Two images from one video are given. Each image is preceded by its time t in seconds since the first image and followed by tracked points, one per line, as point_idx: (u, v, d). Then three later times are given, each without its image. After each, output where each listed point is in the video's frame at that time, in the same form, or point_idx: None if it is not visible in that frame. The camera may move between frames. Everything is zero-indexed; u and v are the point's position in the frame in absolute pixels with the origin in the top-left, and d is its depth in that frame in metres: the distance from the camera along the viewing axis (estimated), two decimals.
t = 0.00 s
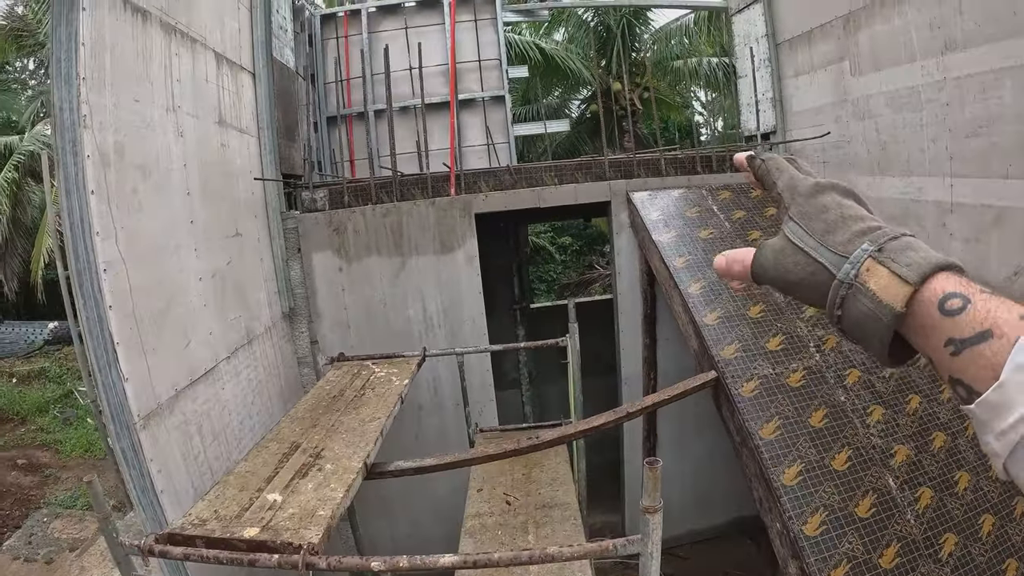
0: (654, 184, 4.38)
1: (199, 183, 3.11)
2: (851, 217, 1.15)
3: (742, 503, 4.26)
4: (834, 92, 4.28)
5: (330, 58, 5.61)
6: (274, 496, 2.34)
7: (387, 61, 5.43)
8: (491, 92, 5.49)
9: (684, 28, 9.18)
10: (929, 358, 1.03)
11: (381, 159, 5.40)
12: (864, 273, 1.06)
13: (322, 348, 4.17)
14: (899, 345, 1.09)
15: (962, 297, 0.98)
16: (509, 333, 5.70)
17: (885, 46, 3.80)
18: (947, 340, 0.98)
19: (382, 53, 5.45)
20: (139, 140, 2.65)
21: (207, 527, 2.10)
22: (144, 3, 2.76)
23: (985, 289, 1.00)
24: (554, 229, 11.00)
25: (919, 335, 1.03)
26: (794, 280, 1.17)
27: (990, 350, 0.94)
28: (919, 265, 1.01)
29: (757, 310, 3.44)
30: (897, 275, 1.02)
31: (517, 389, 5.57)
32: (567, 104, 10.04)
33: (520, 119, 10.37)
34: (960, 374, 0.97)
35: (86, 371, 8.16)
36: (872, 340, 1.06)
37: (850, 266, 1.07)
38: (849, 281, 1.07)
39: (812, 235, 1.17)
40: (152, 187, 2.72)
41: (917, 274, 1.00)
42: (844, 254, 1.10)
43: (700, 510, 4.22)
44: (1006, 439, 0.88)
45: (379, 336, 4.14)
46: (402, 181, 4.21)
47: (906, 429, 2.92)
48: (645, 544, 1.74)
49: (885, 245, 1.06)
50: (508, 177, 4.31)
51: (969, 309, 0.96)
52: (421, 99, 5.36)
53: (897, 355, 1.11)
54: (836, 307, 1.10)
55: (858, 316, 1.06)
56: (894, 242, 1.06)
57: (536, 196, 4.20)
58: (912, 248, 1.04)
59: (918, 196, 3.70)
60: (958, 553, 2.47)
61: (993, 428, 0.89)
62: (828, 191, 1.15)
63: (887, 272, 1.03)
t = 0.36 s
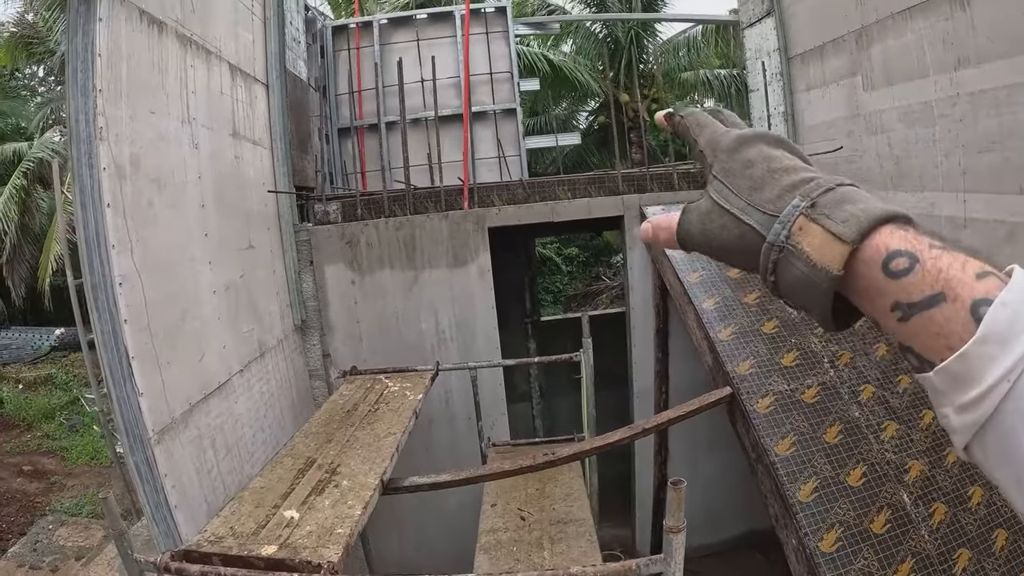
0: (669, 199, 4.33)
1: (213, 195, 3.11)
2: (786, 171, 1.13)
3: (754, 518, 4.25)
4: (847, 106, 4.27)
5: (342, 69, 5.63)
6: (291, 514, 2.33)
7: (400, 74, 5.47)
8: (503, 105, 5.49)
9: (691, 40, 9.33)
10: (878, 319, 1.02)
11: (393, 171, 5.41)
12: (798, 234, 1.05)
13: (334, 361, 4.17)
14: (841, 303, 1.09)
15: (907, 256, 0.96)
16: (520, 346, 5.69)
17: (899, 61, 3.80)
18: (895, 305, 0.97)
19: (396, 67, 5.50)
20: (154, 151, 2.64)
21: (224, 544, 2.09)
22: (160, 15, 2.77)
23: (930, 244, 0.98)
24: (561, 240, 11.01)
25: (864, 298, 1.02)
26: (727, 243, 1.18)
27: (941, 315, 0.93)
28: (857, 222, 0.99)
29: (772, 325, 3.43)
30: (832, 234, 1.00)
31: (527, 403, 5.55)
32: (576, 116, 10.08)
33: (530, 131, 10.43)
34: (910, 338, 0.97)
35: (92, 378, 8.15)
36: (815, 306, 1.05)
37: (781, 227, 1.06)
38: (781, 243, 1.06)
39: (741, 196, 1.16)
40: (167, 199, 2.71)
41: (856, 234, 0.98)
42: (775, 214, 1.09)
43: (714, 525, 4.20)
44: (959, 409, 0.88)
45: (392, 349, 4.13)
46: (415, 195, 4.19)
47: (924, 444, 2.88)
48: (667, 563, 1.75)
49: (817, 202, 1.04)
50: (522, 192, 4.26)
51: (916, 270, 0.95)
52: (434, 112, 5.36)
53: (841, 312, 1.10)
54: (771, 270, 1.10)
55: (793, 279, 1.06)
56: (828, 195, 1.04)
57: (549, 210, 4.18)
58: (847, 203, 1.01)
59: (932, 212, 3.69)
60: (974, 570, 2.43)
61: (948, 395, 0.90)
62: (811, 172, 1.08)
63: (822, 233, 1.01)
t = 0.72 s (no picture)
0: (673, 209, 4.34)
1: (217, 205, 3.11)
2: (691, 210, 0.99)
3: (756, 528, 4.25)
4: (850, 116, 4.27)
5: (345, 77, 5.63)
6: (294, 526, 2.33)
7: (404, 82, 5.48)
8: (506, 113, 5.49)
9: (694, 47, 9.23)
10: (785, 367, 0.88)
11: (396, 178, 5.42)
12: (694, 279, 0.91)
13: (336, 370, 4.17)
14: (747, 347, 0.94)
15: (805, 303, 0.82)
16: (522, 355, 5.67)
17: (902, 72, 3.79)
18: (794, 354, 0.83)
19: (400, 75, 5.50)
20: (157, 161, 2.64)
21: (228, 556, 2.11)
22: (163, 24, 2.76)
23: (834, 286, 0.83)
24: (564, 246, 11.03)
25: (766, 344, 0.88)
26: (627, 290, 1.04)
27: (841, 368, 0.79)
28: (751, 265, 0.85)
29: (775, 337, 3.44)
30: (727, 280, 0.86)
31: (529, 411, 5.54)
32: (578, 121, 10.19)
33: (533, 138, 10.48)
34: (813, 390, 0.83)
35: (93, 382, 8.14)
36: (713, 353, 0.91)
37: (678, 273, 0.92)
38: (678, 289, 0.92)
39: (639, 240, 1.02)
40: (170, 210, 2.71)
41: (748, 279, 0.84)
42: (674, 260, 0.95)
43: (717, 535, 4.19)
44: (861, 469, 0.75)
45: (395, 359, 4.13)
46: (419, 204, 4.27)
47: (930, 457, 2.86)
48: None
49: (714, 243, 0.90)
50: (524, 202, 4.41)
51: (814, 317, 0.81)
52: (438, 120, 5.37)
53: (749, 355, 0.95)
54: (673, 316, 0.96)
55: (692, 327, 0.92)
56: (727, 235, 0.90)
57: (552, 220, 4.17)
58: (744, 243, 0.87)
59: (935, 223, 3.68)
60: None
61: (850, 452, 0.76)
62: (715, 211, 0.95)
63: (717, 278, 0.86)
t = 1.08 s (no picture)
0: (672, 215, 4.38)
1: (218, 210, 3.12)
2: (708, 217, 1.00)
3: (757, 535, 4.23)
4: (851, 122, 4.26)
5: (347, 82, 5.64)
6: (293, 531, 2.32)
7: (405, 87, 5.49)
8: (507, 119, 5.51)
9: (695, 54, 9.25)
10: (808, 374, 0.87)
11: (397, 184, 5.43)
12: (712, 287, 0.91)
13: (337, 375, 4.16)
14: (768, 352, 0.95)
15: (825, 308, 0.81)
16: (523, 361, 5.67)
17: (903, 79, 3.80)
18: (815, 359, 0.82)
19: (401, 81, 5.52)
20: (158, 165, 2.64)
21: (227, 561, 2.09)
22: (166, 28, 2.76)
23: (852, 291, 0.83)
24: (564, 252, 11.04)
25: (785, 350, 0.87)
26: (650, 299, 1.07)
27: (862, 373, 0.77)
28: (767, 271, 0.85)
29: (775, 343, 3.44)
30: (743, 286, 0.86)
31: (529, 417, 5.53)
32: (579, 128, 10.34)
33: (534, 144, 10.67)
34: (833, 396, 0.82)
35: (92, 385, 8.15)
36: (732, 359, 0.92)
37: (696, 282, 0.92)
38: (697, 298, 0.93)
39: (658, 249, 1.04)
40: (172, 214, 2.71)
41: (763, 285, 0.84)
42: (693, 268, 0.96)
43: (718, 542, 4.18)
44: (880, 477, 0.73)
45: (395, 364, 4.12)
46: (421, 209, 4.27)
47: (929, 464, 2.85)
48: None
49: (733, 252, 0.90)
50: (524, 207, 4.31)
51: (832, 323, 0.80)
52: (439, 125, 5.37)
53: (770, 362, 0.95)
54: (694, 324, 0.97)
55: (711, 334, 0.92)
56: (743, 242, 0.91)
57: (552, 226, 4.18)
58: (761, 250, 0.87)
59: (937, 230, 3.68)
60: None
61: (871, 458, 0.74)
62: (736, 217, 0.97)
63: (733, 285, 0.87)
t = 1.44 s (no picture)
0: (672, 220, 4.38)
1: (220, 213, 3.13)
2: (747, 236, 1.07)
3: (756, 540, 4.23)
4: (852, 128, 4.27)
5: (349, 87, 5.66)
6: (294, 532, 2.34)
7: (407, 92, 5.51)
8: (509, 125, 5.52)
9: (697, 60, 9.30)
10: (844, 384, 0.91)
11: (399, 189, 5.45)
12: (749, 300, 0.97)
13: (338, 379, 4.17)
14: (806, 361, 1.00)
15: (861, 321, 0.85)
16: (523, 366, 5.68)
17: (904, 85, 3.82)
18: (848, 369, 0.86)
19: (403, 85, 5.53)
20: (161, 169, 2.65)
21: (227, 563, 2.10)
22: (169, 32, 2.78)
23: (886, 304, 0.87)
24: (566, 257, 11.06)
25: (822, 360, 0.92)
26: (691, 314, 1.13)
27: (894, 383, 0.81)
28: (802, 284, 0.90)
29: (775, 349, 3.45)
30: (779, 299, 0.91)
31: (530, 422, 5.53)
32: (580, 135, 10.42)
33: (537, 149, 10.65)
34: (866, 404, 0.86)
35: (94, 387, 8.17)
36: (772, 367, 0.98)
37: (736, 296, 0.99)
38: (737, 311, 0.99)
39: (701, 267, 1.11)
40: (174, 218, 2.73)
41: (797, 297, 0.89)
42: (732, 284, 1.02)
43: (717, 547, 4.18)
44: (910, 482, 0.77)
45: (395, 368, 4.13)
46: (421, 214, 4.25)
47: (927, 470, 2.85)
48: None
49: (770, 268, 0.96)
50: (527, 214, 4.35)
51: (866, 335, 0.84)
52: (441, 130, 5.39)
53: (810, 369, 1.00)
54: (734, 335, 1.03)
55: (751, 345, 0.98)
56: (779, 259, 0.96)
57: (554, 231, 4.19)
58: (797, 264, 0.92)
59: (937, 236, 3.69)
60: None
61: (901, 464, 0.78)
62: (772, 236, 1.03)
63: (770, 297, 0.92)
